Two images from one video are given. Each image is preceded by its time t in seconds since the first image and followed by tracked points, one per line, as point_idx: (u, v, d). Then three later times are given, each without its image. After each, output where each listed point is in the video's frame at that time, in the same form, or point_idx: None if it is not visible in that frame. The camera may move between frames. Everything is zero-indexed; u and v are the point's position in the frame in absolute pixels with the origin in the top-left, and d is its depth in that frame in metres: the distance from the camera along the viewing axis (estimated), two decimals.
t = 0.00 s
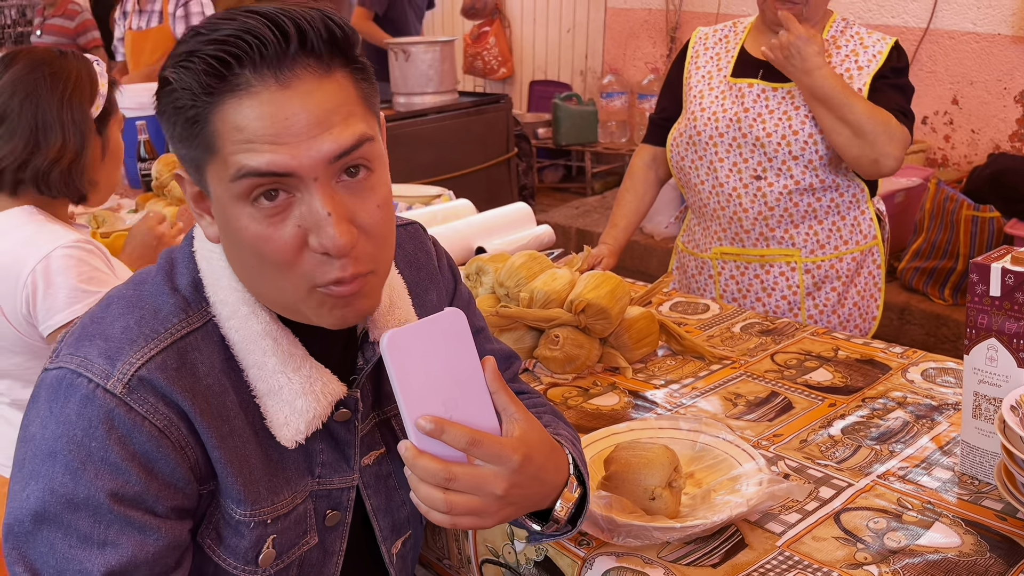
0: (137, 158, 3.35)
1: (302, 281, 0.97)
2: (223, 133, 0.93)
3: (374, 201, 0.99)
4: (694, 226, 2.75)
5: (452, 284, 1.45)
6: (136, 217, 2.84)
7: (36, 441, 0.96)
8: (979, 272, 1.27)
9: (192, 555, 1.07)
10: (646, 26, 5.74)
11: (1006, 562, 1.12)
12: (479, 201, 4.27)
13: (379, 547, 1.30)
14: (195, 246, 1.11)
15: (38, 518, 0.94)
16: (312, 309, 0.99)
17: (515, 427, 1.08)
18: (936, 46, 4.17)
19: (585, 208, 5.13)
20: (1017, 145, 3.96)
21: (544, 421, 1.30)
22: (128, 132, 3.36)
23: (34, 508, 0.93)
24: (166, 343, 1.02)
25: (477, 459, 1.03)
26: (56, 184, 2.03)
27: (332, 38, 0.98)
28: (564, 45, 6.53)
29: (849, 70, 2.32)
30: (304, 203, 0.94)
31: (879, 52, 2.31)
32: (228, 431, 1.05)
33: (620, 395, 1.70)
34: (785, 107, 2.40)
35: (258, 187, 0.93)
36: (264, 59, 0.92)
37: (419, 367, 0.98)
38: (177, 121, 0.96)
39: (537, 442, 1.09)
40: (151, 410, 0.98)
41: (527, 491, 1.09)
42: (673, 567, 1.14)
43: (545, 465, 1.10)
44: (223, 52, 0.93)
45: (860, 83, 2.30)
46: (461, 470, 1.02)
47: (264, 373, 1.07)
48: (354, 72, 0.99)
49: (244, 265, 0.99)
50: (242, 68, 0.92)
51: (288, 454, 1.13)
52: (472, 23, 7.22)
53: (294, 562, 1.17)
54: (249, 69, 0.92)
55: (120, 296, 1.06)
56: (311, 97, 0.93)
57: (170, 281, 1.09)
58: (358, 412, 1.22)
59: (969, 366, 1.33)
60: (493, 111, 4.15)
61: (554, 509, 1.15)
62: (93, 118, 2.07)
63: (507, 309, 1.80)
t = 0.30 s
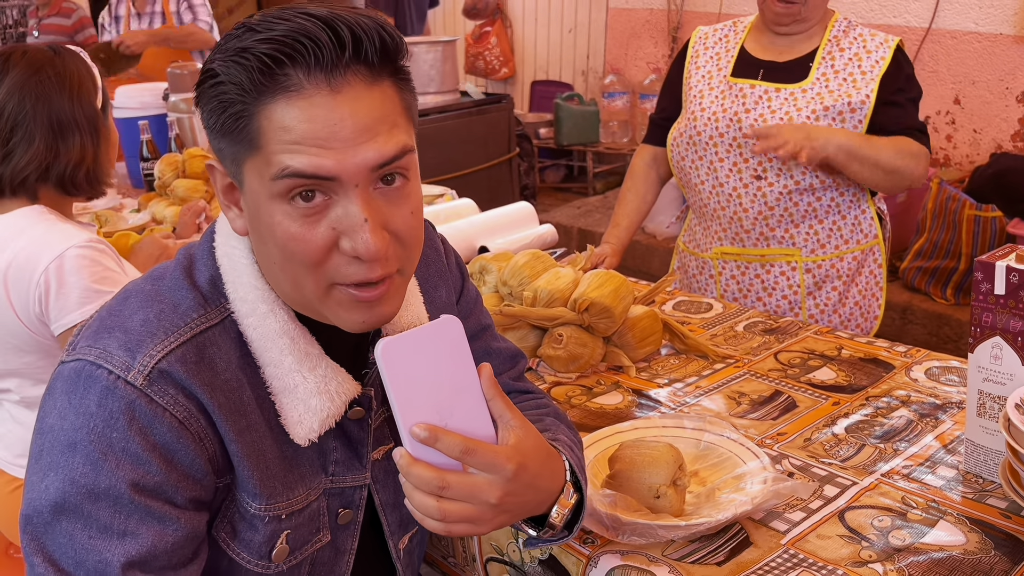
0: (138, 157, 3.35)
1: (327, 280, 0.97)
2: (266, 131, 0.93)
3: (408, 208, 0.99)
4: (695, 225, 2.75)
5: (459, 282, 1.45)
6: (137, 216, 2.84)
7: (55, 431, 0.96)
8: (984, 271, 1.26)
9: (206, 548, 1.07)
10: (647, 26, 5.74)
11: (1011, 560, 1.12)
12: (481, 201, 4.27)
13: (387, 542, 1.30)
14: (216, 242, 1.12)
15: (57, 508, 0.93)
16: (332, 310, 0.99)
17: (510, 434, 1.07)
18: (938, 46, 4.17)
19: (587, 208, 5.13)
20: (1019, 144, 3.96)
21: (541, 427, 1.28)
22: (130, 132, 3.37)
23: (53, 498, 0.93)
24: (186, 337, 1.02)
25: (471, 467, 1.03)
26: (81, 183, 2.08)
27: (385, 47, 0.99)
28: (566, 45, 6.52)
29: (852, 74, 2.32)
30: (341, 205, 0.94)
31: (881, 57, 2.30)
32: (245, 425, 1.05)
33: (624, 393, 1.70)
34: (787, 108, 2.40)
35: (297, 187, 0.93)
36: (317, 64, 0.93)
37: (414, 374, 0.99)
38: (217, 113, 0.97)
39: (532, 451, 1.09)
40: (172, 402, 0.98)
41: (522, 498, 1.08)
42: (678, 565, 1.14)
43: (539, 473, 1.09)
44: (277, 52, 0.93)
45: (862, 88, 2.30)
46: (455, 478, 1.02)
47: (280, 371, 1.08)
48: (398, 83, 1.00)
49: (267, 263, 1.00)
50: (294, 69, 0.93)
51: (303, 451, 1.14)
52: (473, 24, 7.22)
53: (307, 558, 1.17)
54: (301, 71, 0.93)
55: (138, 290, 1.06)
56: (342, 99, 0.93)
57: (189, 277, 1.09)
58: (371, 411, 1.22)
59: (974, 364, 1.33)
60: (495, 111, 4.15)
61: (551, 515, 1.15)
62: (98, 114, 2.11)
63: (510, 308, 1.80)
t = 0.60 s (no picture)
0: (138, 156, 3.35)
1: (324, 270, 0.97)
2: (270, 114, 0.93)
3: (404, 197, 1.01)
4: (694, 225, 2.75)
5: (459, 284, 1.45)
6: (137, 215, 2.84)
7: (32, 432, 0.97)
8: (985, 269, 1.26)
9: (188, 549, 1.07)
10: (647, 26, 5.73)
11: (1011, 558, 1.12)
12: (481, 200, 4.27)
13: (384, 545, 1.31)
14: (200, 241, 1.13)
15: (34, 507, 0.94)
16: (327, 301, 0.99)
17: (498, 438, 1.07)
18: (938, 44, 4.17)
19: (587, 207, 5.13)
20: (1019, 143, 3.96)
21: (535, 428, 1.28)
22: (130, 131, 3.37)
23: (29, 498, 0.94)
24: (162, 338, 1.02)
25: (459, 471, 1.03)
26: (92, 181, 2.09)
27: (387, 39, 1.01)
28: (565, 44, 6.53)
29: (848, 75, 2.32)
30: (343, 193, 0.94)
31: (879, 57, 2.30)
32: (222, 426, 1.05)
33: (624, 392, 1.70)
34: (784, 106, 2.39)
35: (298, 173, 0.93)
36: (326, 49, 0.94)
37: (401, 377, 0.99)
38: (217, 96, 0.96)
39: (520, 454, 1.09)
40: (145, 403, 0.98)
41: (508, 502, 1.07)
42: (679, 564, 1.14)
43: (528, 475, 1.10)
44: (284, 35, 0.94)
45: (859, 88, 2.30)
46: (442, 482, 1.02)
47: (261, 371, 1.07)
48: (395, 73, 1.01)
49: (262, 255, 0.99)
50: (301, 53, 0.93)
51: (286, 452, 1.13)
52: (473, 23, 7.22)
53: (297, 558, 1.17)
54: (308, 55, 0.93)
55: (118, 290, 1.06)
56: (347, 82, 0.94)
57: (169, 277, 1.09)
58: (359, 409, 1.22)
59: (974, 362, 1.33)
60: (494, 110, 4.15)
61: (538, 516, 1.16)
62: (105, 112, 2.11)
63: (511, 307, 1.80)
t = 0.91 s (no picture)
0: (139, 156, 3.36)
1: (291, 281, 0.97)
2: (248, 117, 0.93)
3: (376, 214, 1.00)
4: (692, 223, 2.75)
5: (451, 289, 1.45)
6: (138, 215, 2.84)
7: None
8: (985, 267, 1.26)
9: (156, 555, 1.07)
10: (646, 25, 5.73)
11: (1012, 556, 1.12)
12: (480, 199, 4.27)
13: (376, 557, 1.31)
14: (162, 247, 1.12)
15: None
16: (287, 311, 0.99)
17: (497, 440, 1.08)
18: (937, 43, 4.17)
19: (587, 207, 5.13)
20: (1018, 142, 3.97)
21: (533, 428, 1.28)
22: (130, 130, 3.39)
23: None
24: (113, 345, 1.01)
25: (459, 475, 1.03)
26: (93, 180, 2.10)
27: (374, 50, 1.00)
28: (565, 44, 6.53)
29: (846, 72, 2.32)
30: (316, 205, 0.95)
31: (876, 55, 2.30)
32: (178, 435, 1.04)
33: (625, 391, 1.70)
34: (782, 104, 2.39)
35: (271, 179, 0.93)
36: (311, 57, 0.94)
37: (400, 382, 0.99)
38: (193, 92, 0.96)
39: (520, 454, 1.10)
40: (95, 412, 0.98)
41: (511, 503, 1.09)
42: (680, 561, 1.14)
43: (528, 477, 1.10)
44: (270, 39, 0.93)
45: (856, 85, 2.30)
46: (444, 486, 1.02)
47: (215, 382, 1.06)
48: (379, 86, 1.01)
49: (225, 260, 0.99)
50: (286, 59, 0.93)
51: (250, 462, 1.12)
52: (472, 22, 7.22)
53: (270, 569, 1.16)
54: (293, 63, 0.93)
55: (75, 296, 1.07)
56: (331, 94, 0.94)
57: (125, 284, 1.09)
58: (329, 417, 1.20)
59: (974, 360, 1.33)
60: (494, 109, 4.15)
61: (537, 516, 1.16)
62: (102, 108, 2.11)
63: (511, 306, 1.80)
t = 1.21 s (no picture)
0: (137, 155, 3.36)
1: (297, 275, 0.97)
2: (250, 114, 0.94)
3: (386, 209, 1.00)
4: (691, 223, 2.76)
5: (454, 287, 1.45)
6: (137, 215, 2.85)
7: (14, 450, 0.98)
8: (985, 267, 1.26)
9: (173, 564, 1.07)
10: (645, 24, 5.73)
11: (1012, 555, 1.12)
12: (480, 199, 4.27)
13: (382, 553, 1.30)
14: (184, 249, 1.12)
15: (15, 527, 0.95)
16: (299, 306, 0.99)
17: (501, 437, 1.08)
18: (937, 43, 4.17)
19: (586, 206, 5.13)
20: (1017, 141, 3.97)
21: (534, 425, 1.28)
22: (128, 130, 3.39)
23: (10, 517, 0.95)
24: (140, 352, 1.01)
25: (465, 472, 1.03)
26: (89, 178, 2.10)
27: (377, 41, 1.00)
28: (564, 43, 6.53)
29: (845, 73, 2.32)
30: (319, 199, 0.95)
31: (875, 55, 2.30)
32: (204, 440, 1.04)
33: (625, 391, 1.70)
34: (781, 104, 2.39)
35: (274, 174, 0.94)
36: (309, 53, 0.94)
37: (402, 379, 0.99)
38: (200, 92, 0.97)
39: (524, 451, 1.09)
40: (121, 421, 0.98)
41: (517, 500, 1.09)
42: (681, 561, 1.14)
43: (532, 473, 1.10)
44: (268, 35, 0.94)
45: (855, 86, 2.30)
46: (450, 484, 1.03)
47: (245, 381, 1.07)
48: (387, 79, 1.01)
49: (237, 256, 1.00)
50: (284, 55, 0.93)
51: (271, 460, 1.13)
52: (471, 22, 7.22)
53: (288, 565, 1.17)
54: (292, 58, 0.93)
55: (97, 301, 1.06)
56: (331, 89, 0.94)
57: (149, 287, 1.09)
58: (346, 415, 1.22)
59: (974, 360, 1.33)
60: (493, 109, 4.15)
61: (542, 513, 1.16)
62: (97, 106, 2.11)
63: (511, 305, 1.80)
